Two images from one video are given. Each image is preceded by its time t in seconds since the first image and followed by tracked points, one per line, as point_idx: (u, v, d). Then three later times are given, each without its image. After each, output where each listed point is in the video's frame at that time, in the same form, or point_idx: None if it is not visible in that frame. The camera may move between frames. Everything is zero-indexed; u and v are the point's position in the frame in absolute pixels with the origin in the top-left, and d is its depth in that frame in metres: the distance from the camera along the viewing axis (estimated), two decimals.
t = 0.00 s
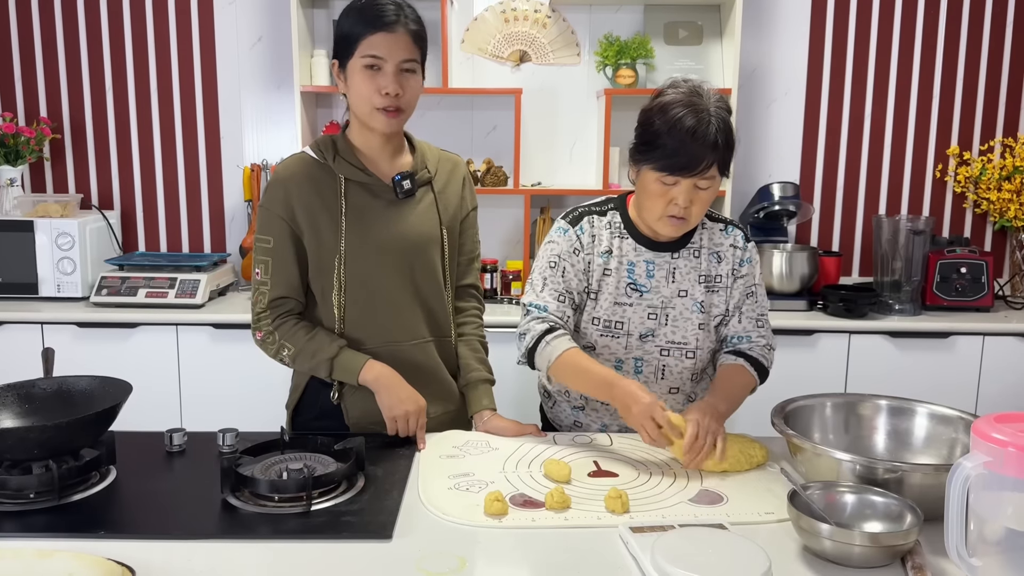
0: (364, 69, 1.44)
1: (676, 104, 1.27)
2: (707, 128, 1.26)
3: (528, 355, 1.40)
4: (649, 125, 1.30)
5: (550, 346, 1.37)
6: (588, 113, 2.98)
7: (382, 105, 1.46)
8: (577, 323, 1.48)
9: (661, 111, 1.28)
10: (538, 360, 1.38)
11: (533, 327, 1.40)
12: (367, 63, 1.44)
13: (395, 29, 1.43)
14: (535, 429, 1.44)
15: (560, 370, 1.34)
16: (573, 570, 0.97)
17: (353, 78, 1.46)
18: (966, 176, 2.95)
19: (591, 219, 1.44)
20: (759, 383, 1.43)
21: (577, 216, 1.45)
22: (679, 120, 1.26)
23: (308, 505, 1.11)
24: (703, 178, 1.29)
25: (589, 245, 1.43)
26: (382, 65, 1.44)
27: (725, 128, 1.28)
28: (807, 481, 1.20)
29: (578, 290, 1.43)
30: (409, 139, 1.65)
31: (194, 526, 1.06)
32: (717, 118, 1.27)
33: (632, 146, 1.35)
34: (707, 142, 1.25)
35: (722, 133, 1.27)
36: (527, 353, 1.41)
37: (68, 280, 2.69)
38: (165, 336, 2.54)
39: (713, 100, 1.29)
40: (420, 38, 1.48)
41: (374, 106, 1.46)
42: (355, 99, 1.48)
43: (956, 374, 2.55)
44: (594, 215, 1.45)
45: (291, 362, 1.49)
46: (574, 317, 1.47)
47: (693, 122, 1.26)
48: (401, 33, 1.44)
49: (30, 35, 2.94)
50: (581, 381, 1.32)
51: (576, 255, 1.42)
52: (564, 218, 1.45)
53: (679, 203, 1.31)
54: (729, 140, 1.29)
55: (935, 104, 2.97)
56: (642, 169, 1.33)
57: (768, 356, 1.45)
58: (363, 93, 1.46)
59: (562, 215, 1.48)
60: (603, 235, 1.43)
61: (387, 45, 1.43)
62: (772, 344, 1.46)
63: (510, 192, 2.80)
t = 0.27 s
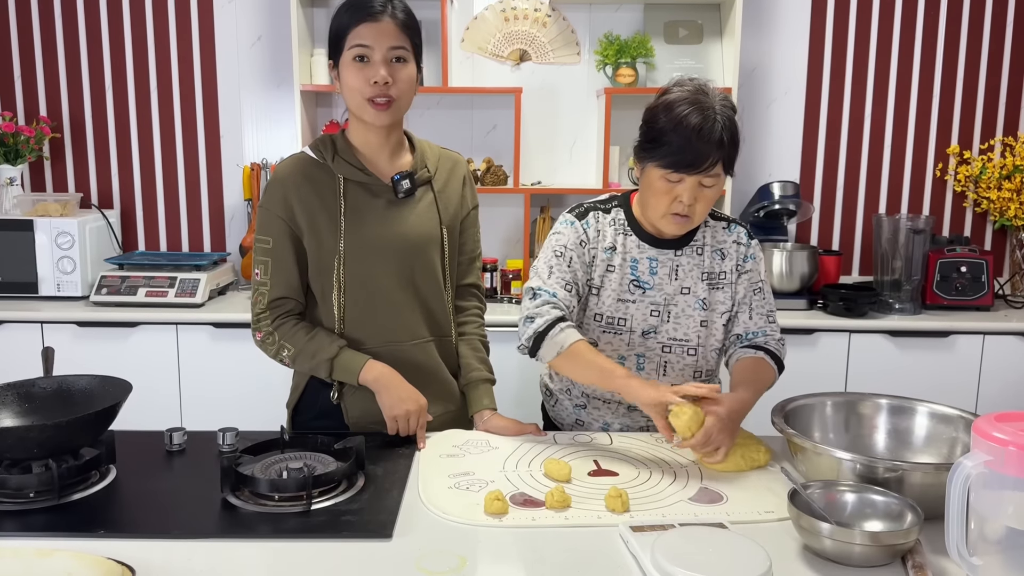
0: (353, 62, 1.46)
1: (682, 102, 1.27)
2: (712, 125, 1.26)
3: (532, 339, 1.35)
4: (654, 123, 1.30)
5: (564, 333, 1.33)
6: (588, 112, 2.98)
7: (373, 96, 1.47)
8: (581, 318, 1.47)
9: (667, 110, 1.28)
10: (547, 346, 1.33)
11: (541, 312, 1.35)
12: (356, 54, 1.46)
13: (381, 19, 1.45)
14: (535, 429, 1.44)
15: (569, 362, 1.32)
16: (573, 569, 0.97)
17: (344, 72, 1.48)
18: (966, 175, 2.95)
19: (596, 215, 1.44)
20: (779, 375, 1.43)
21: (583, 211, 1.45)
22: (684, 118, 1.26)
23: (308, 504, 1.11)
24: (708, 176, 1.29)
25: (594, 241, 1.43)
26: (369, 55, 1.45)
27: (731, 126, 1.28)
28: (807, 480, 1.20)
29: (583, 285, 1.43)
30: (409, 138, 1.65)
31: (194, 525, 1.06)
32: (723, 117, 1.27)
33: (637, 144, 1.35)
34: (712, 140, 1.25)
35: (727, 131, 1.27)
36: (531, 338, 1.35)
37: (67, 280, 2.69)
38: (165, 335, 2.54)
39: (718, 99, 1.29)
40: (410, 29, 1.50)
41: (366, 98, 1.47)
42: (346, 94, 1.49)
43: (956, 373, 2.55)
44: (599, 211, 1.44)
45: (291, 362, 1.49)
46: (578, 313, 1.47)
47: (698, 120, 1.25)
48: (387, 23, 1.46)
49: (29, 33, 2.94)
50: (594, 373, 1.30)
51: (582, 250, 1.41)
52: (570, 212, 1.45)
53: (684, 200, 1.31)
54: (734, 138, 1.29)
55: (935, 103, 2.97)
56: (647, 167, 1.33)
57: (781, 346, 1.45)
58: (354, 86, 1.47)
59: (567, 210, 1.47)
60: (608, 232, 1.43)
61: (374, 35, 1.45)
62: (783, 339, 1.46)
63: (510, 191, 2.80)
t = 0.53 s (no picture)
0: (353, 60, 1.46)
1: (681, 100, 1.27)
2: (709, 124, 1.25)
3: (542, 333, 1.35)
4: (653, 120, 1.30)
5: (578, 329, 1.33)
6: (588, 112, 2.98)
7: (372, 95, 1.46)
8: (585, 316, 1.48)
9: (666, 107, 1.28)
10: (556, 341, 1.33)
11: (553, 306, 1.35)
12: (355, 53, 1.46)
13: (380, 16, 1.45)
14: (535, 428, 1.44)
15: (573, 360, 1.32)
16: (573, 568, 0.97)
17: (344, 70, 1.48)
18: (966, 174, 2.94)
19: (602, 212, 1.44)
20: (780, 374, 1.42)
21: (590, 208, 1.45)
22: (681, 116, 1.26)
23: (308, 503, 1.11)
24: (705, 175, 1.29)
25: (600, 238, 1.42)
26: (369, 53, 1.45)
27: (729, 126, 1.27)
28: (808, 478, 1.20)
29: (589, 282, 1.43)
30: (410, 137, 1.65)
31: (194, 524, 1.06)
32: (722, 115, 1.27)
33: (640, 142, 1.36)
34: (708, 139, 1.25)
35: (725, 130, 1.26)
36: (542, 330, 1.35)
37: (67, 279, 2.68)
38: (165, 335, 2.54)
39: (719, 98, 1.28)
40: (408, 26, 1.49)
41: (365, 96, 1.46)
42: (347, 92, 1.49)
43: (956, 372, 2.55)
44: (605, 209, 1.44)
45: (292, 362, 1.49)
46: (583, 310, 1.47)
47: (694, 118, 1.25)
48: (385, 20, 1.46)
49: (29, 32, 2.94)
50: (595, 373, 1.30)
51: (588, 247, 1.41)
52: (577, 208, 1.45)
53: (681, 198, 1.31)
54: (732, 138, 1.27)
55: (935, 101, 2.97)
56: (646, 165, 1.33)
57: (783, 344, 1.45)
58: (353, 84, 1.46)
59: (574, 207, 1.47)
60: (613, 229, 1.43)
61: (372, 32, 1.45)
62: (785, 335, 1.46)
63: (510, 190, 2.79)
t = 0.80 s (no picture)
0: (355, 61, 1.46)
1: (678, 97, 1.27)
2: (702, 121, 1.25)
3: (538, 338, 1.36)
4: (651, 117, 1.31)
5: (568, 330, 1.33)
6: (589, 110, 2.98)
7: (374, 95, 1.46)
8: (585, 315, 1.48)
9: (663, 104, 1.29)
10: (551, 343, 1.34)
11: (550, 309, 1.36)
12: (358, 54, 1.46)
13: (383, 18, 1.45)
14: (536, 427, 1.44)
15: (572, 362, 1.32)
16: (575, 566, 0.97)
17: (347, 71, 1.48)
18: (967, 173, 2.94)
19: (601, 212, 1.44)
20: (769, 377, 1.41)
21: (589, 208, 1.45)
22: (675, 112, 1.26)
23: (309, 502, 1.11)
24: (698, 172, 1.28)
25: (599, 237, 1.42)
26: (372, 55, 1.45)
27: (724, 125, 1.26)
28: (809, 477, 1.19)
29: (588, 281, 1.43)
30: (412, 136, 1.64)
31: (195, 523, 1.06)
32: (717, 114, 1.26)
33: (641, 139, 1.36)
34: (699, 136, 1.25)
35: (719, 128, 1.26)
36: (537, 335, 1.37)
37: (68, 278, 2.68)
38: (166, 334, 2.54)
39: (716, 97, 1.28)
40: (412, 26, 1.49)
41: (367, 96, 1.46)
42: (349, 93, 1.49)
43: (957, 371, 2.55)
44: (604, 208, 1.44)
45: (293, 361, 1.49)
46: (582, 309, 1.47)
47: (687, 115, 1.25)
48: (389, 21, 1.45)
49: (30, 30, 2.94)
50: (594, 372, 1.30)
51: (587, 247, 1.41)
52: (575, 209, 1.45)
53: (674, 195, 1.30)
54: (726, 136, 1.27)
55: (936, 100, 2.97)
56: (642, 161, 1.34)
57: (778, 346, 1.43)
58: (356, 85, 1.46)
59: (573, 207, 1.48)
60: (612, 228, 1.43)
61: (375, 34, 1.45)
62: (781, 332, 1.45)
63: (511, 189, 2.79)
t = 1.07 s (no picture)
0: (358, 59, 1.46)
1: (676, 95, 1.27)
2: (699, 118, 1.25)
3: (510, 334, 1.43)
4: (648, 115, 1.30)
5: (526, 326, 1.39)
6: (589, 109, 2.98)
7: (377, 94, 1.46)
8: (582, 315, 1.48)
9: (660, 102, 1.29)
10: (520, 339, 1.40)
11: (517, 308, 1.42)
12: (360, 53, 1.46)
13: (386, 16, 1.45)
14: (537, 426, 1.43)
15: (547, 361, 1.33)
16: (576, 565, 0.97)
17: (349, 69, 1.48)
18: (968, 172, 2.94)
19: (594, 209, 1.45)
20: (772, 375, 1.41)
21: (582, 207, 1.46)
22: (672, 109, 1.26)
23: (310, 501, 1.11)
24: (696, 169, 1.28)
25: (592, 236, 1.44)
26: (374, 54, 1.45)
27: (721, 122, 1.26)
28: (810, 476, 1.19)
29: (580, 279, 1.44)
30: (414, 134, 1.64)
31: (196, 522, 1.06)
32: (714, 110, 1.26)
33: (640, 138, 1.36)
34: (696, 133, 1.25)
35: (716, 125, 1.26)
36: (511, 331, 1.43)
37: (68, 277, 2.68)
38: (167, 333, 2.54)
39: (713, 94, 1.28)
40: (413, 24, 1.49)
41: (370, 95, 1.46)
42: (351, 91, 1.49)
43: (959, 370, 2.54)
44: (599, 206, 1.45)
45: (294, 360, 1.49)
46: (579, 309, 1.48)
47: (684, 111, 1.25)
48: (391, 19, 1.45)
49: (30, 29, 2.94)
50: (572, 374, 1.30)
51: (577, 247, 1.43)
52: (568, 209, 1.47)
53: (672, 193, 1.30)
54: (723, 133, 1.27)
55: (937, 98, 2.96)
56: (639, 159, 1.34)
57: (782, 347, 1.43)
58: (359, 84, 1.46)
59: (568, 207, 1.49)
60: (608, 227, 1.44)
61: (379, 33, 1.45)
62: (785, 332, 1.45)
63: (511, 188, 2.79)
